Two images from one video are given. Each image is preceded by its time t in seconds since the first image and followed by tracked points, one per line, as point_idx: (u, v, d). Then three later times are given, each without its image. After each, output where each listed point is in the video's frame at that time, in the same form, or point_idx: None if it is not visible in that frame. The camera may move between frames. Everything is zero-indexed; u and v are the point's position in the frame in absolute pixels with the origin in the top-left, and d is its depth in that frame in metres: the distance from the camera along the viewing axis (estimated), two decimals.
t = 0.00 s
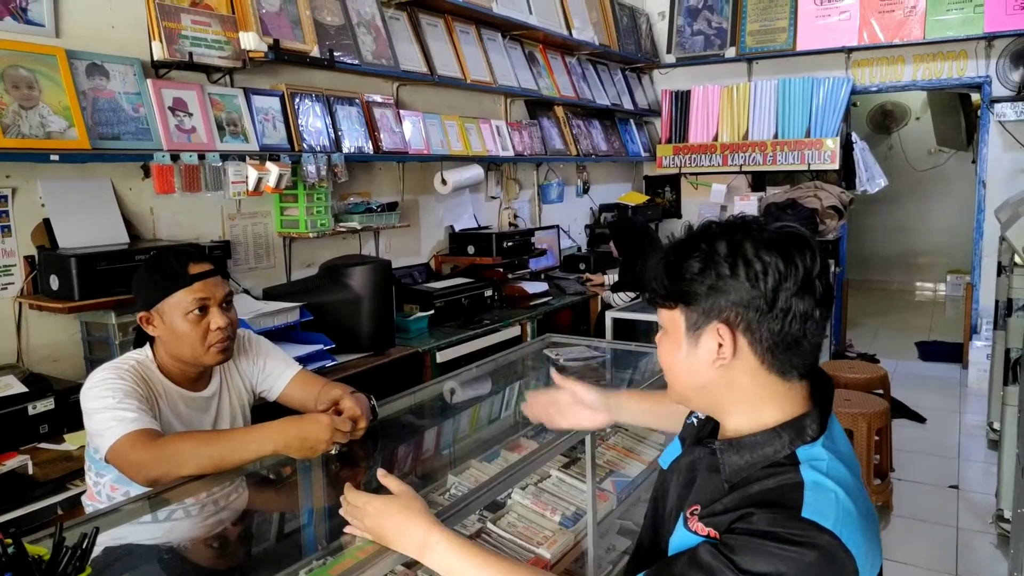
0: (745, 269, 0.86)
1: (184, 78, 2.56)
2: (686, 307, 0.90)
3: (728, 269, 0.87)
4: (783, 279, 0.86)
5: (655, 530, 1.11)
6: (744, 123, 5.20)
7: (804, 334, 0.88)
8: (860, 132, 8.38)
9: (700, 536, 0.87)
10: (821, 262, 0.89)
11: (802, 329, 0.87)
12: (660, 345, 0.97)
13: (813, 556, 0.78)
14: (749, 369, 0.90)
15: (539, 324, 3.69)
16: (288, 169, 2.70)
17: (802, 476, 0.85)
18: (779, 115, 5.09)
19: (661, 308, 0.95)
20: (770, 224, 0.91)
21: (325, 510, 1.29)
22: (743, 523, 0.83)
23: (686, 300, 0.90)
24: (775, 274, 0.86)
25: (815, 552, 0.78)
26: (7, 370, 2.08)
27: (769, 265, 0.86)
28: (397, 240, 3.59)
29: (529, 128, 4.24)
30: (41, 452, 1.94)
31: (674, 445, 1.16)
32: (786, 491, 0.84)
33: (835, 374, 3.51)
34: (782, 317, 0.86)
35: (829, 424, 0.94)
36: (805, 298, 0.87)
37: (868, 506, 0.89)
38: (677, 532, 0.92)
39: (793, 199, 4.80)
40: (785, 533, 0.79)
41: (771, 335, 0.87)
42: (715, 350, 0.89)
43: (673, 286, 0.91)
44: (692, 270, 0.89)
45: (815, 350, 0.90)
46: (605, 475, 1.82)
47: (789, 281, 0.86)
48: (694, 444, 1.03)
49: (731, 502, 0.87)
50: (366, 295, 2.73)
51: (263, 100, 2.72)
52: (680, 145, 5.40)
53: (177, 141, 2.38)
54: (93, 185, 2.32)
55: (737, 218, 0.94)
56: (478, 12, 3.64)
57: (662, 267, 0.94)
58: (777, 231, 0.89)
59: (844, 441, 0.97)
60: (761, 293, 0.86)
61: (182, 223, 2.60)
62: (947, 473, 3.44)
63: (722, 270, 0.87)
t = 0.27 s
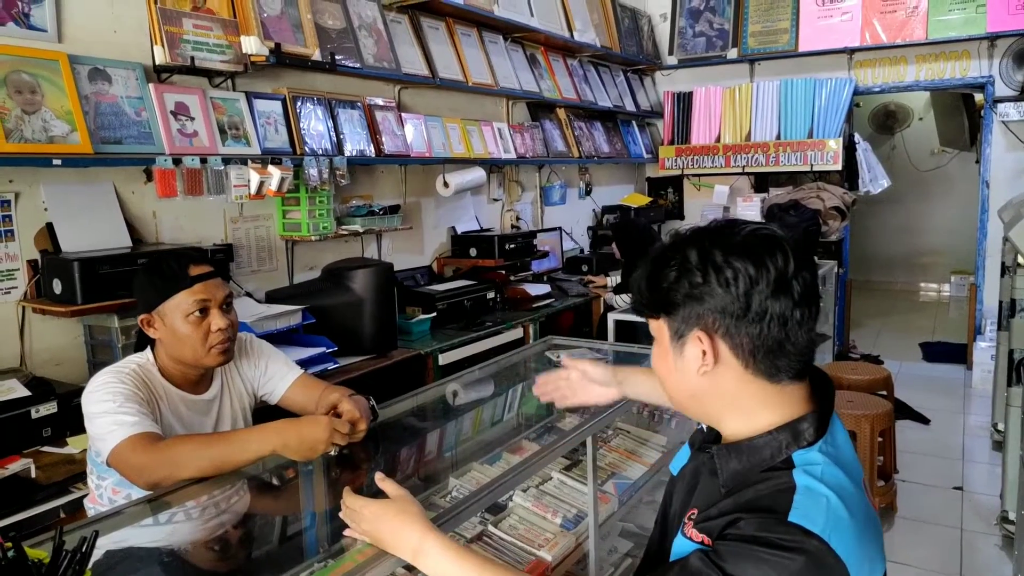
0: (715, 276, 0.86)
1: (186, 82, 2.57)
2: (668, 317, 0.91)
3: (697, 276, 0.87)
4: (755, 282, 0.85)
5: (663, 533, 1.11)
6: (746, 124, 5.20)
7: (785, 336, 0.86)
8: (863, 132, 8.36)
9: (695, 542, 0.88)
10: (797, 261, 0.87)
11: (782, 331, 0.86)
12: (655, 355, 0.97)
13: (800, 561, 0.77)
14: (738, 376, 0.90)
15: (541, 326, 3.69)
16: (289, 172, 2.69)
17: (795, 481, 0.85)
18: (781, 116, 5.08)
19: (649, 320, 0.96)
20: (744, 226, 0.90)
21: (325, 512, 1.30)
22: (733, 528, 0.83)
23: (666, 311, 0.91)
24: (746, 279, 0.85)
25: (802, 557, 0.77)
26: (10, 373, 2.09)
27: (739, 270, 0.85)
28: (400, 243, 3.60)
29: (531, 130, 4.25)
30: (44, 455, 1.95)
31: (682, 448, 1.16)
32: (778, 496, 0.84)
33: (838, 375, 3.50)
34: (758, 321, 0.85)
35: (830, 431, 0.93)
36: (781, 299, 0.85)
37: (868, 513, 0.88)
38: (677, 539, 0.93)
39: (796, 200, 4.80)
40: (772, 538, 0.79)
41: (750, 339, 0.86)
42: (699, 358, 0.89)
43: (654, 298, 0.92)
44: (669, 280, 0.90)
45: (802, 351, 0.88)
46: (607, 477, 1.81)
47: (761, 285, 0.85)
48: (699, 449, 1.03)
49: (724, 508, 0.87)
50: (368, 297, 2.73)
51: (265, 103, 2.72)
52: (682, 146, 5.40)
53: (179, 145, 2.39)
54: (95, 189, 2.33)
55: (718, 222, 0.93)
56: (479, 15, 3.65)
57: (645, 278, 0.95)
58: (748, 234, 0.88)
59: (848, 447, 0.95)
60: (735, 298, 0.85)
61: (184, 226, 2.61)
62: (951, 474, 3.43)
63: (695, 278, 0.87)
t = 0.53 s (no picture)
0: (737, 276, 0.85)
1: (190, 83, 2.58)
2: (683, 326, 0.88)
3: (719, 279, 0.85)
4: (775, 281, 0.85)
5: (664, 537, 1.11)
6: (750, 128, 5.19)
7: (803, 334, 0.86)
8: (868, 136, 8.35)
9: (698, 551, 0.87)
10: (805, 260, 0.89)
11: (801, 329, 0.86)
12: (657, 370, 0.94)
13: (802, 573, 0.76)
14: (755, 381, 0.88)
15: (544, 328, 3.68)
16: (292, 174, 2.69)
17: (798, 491, 0.83)
18: (785, 120, 5.08)
19: (654, 332, 0.92)
20: (750, 228, 0.90)
21: (324, 513, 1.29)
22: (735, 538, 0.82)
23: (682, 319, 0.87)
24: (769, 278, 0.85)
25: (804, 569, 0.76)
26: (12, 372, 2.09)
27: (763, 268, 0.85)
28: (403, 244, 3.59)
29: (534, 133, 4.25)
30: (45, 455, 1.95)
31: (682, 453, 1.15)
32: (782, 507, 0.82)
33: (842, 379, 3.49)
34: (782, 320, 0.85)
35: (834, 439, 0.92)
36: (799, 297, 0.86)
37: (873, 523, 0.86)
38: (678, 547, 0.93)
39: (800, 204, 4.79)
40: (774, 549, 0.78)
41: (773, 341, 0.85)
42: (719, 365, 0.87)
43: (666, 307, 0.88)
44: (683, 286, 0.87)
45: (813, 350, 0.89)
46: (609, 480, 1.80)
47: (783, 283, 0.85)
48: (701, 457, 1.03)
49: (727, 516, 0.86)
50: (370, 299, 2.73)
51: (269, 105, 2.73)
52: (686, 149, 5.39)
53: (182, 146, 2.40)
54: (98, 189, 2.34)
55: (717, 226, 0.93)
56: (483, 18, 3.65)
57: (651, 288, 0.91)
58: (759, 235, 0.88)
59: (853, 454, 0.94)
60: (759, 299, 0.84)
61: (187, 227, 2.61)
62: (955, 479, 3.41)
63: (716, 281, 0.85)
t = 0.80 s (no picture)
0: (747, 277, 0.85)
1: (191, 79, 2.57)
2: (692, 330, 0.86)
3: (735, 281, 0.85)
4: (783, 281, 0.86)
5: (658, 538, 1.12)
6: (751, 125, 5.18)
7: (802, 336, 0.89)
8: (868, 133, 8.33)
9: (687, 555, 0.87)
10: (798, 262, 0.91)
11: (802, 331, 0.88)
12: (654, 378, 0.92)
13: None
14: (759, 384, 0.88)
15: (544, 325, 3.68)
16: (293, 171, 2.68)
17: (788, 497, 0.82)
18: (786, 117, 5.07)
19: (655, 338, 0.90)
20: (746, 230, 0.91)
21: (326, 510, 1.29)
22: (724, 547, 0.82)
23: (691, 323, 0.86)
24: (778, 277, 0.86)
25: None
26: (13, 370, 2.09)
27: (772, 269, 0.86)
28: (404, 242, 3.59)
29: (535, 130, 4.24)
30: (46, 452, 1.94)
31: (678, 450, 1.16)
32: (771, 513, 0.81)
33: (843, 377, 3.48)
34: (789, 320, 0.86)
35: (826, 440, 0.91)
36: (801, 298, 0.88)
37: (866, 528, 0.84)
38: (670, 550, 0.93)
39: (801, 202, 4.78)
40: (763, 557, 0.77)
41: (780, 343, 0.86)
42: (728, 368, 0.86)
43: (673, 311, 0.87)
44: (692, 288, 0.86)
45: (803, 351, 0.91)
46: (610, 478, 1.80)
47: (787, 284, 0.87)
48: (694, 460, 1.04)
49: (718, 522, 0.86)
50: (372, 296, 2.73)
51: (270, 101, 2.72)
52: (687, 147, 5.39)
53: (183, 142, 2.39)
54: (99, 186, 2.33)
55: (714, 228, 0.93)
56: (484, 14, 3.64)
57: (655, 292, 0.89)
58: (758, 237, 0.89)
59: (846, 455, 0.92)
60: (770, 299, 0.85)
61: (188, 224, 2.61)
62: (956, 477, 3.41)
63: (728, 282, 0.85)
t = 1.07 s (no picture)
0: (682, 295, 0.85)
1: (192, 84, 2.57)
2: (643, 339, 0.90)
3: (668, 297, 0.86)
4: (725, 296, 0.84)
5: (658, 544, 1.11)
6: (751, 130, 5.19)
7: (765, 347, 0.85)
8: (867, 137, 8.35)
9: (676, 560, 0.87)
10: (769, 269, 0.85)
11: (761, 343, 0.84)
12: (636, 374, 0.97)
13: None
14: (718, 393, 0.88)
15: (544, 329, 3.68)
16: (294, 175, 2.69)
17: (772, 500, 0.82)
18: (786, 121, 5.08)
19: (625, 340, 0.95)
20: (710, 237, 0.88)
21: (327, 514, 1.29)
22: (709, 552, 0.82)
23: (640, 332, 0.89)
24: (716, 294, 0.84)
25: None
26: (14, 374, 2.09)
27: (707, 286, 0.84)
28: (404, 246, 3.59)
29: (535, 134, 4.24)
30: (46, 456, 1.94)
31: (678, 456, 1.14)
32: (754, 516, 0.82)
33: (843, 381, 3.48)
34: (734, 335, 0.84)
35: (816, 445, 0.90)
36: (757, 312, 0.84)
37: (852, 531, 0.84)
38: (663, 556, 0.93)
39: (800, 206, 4.79)
40: (743, 562, 0.77)
41: (730, 356, 0.85)
42: (680, 377, 0.88)
43: (626, 320, 0.91)
44: (639, 301, 0.89)
45: (782, 361, 0.86)
46: (611, 482, 1.80)
47: (733, 299, 0.84)
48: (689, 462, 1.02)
49: (701, 526, 0.86)
50: (372, 300, 2.73)
51: (270, 105, 2.73)
52: (686, 151, 5.40)
53: (184, 146, 2.39)
54: (100, 190, 2.33)
55: (687, 234, 0.92)
56: (484, 19, 3.65)
57: (616, 299, 0.93)
58: (716, 246, 0.86)
59: (836, 457, 0.91)
60: (707, 315, 0.84)
61: (189, 228, 2.61)
62: (956, 481, 3.41)
63: (665, 297, 0.86)
